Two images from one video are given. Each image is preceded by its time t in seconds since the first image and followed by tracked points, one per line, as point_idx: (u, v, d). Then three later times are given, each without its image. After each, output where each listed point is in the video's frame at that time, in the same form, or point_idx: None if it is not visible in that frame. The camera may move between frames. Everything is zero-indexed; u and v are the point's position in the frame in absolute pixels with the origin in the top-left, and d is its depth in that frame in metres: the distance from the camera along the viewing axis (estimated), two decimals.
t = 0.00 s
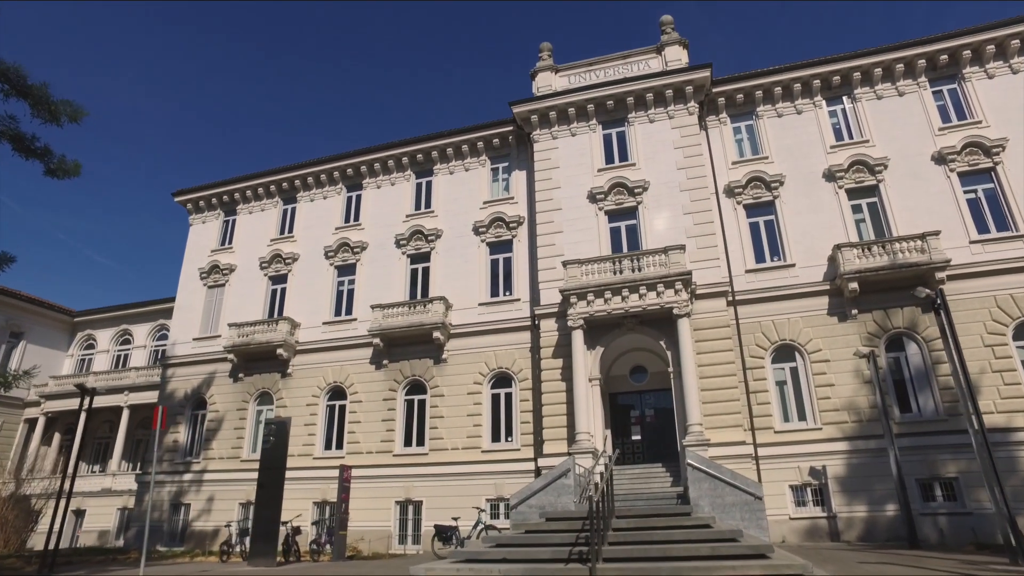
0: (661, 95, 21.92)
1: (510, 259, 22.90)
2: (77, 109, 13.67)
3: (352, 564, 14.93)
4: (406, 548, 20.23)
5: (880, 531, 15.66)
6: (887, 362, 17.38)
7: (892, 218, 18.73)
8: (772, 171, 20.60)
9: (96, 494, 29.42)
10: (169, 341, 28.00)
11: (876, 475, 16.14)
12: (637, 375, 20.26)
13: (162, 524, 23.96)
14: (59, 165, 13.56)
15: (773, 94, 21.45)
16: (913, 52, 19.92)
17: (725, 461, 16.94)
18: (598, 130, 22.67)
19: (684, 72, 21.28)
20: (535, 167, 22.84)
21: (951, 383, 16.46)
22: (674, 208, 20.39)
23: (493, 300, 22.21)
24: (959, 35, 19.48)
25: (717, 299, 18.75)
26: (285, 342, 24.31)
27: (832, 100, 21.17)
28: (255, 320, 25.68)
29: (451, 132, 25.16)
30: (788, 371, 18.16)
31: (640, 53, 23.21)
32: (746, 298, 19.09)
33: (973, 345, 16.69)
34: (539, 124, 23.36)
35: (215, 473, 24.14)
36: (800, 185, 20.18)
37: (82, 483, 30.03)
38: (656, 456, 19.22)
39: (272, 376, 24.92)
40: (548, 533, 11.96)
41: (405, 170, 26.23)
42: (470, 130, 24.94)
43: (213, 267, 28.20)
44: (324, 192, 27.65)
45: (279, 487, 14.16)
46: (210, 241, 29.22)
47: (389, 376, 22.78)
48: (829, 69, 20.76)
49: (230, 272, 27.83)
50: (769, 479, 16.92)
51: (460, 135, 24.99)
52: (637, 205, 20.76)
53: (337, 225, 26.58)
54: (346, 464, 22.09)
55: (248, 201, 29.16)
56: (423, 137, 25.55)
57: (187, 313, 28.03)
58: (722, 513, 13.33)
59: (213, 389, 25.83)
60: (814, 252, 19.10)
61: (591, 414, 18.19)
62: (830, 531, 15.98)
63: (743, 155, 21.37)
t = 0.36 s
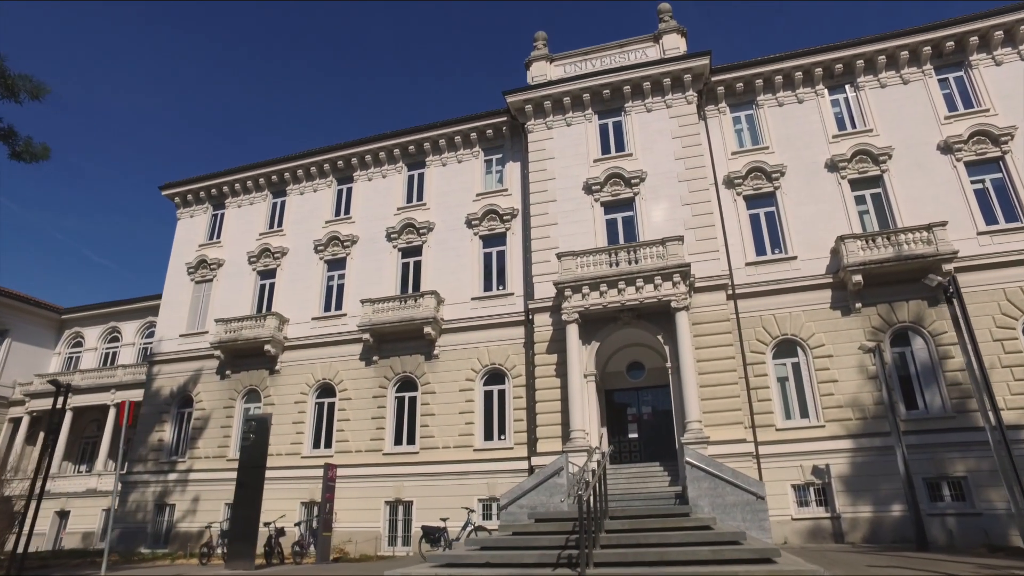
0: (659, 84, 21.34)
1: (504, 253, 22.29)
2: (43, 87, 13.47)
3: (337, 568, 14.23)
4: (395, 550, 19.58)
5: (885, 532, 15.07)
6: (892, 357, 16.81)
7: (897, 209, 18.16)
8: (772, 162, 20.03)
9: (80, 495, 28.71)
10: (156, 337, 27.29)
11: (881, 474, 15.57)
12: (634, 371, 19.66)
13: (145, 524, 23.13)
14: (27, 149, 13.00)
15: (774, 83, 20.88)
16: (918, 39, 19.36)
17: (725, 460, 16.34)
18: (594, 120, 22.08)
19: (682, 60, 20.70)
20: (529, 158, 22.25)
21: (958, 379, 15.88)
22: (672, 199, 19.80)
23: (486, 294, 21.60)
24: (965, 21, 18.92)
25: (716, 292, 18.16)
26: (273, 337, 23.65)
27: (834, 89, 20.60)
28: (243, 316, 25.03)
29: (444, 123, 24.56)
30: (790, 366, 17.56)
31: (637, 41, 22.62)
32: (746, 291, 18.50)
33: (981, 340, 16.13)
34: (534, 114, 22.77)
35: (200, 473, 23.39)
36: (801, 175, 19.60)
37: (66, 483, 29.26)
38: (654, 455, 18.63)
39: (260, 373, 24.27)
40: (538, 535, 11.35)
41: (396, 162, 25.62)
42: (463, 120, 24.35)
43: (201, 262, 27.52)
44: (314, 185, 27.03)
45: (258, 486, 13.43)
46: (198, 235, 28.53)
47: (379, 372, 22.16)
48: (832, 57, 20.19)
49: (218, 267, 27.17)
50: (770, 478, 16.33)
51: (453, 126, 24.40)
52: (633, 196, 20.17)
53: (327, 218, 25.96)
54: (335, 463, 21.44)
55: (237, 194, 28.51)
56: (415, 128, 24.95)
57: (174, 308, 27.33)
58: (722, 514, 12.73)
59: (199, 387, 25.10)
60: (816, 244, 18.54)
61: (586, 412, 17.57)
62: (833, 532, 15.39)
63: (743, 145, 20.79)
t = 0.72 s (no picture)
0: (655, 72, 20.75)
1: (494, 246, 21.66)
2: None
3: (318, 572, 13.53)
4: (381, 552, 18.92)
5: (888, 534, 14.49)
6: (895, 353, 16.26)
7: (899, 200, 17.60)
8: (771, 152, 19.45)
9: (60, 496, 27.89)
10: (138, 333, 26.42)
11: (883, 473, 15.01)
12: (629, 368, 19.05)
13: (124, 526, 22.33)
14: None
15: (772, 72, 20.30)
16: (921, 26, 18.81)
17: (722, 459, 15.75)
18: (588, 110, 21.46)
19: (679, 48, 20.11)
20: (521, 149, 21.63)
21: (963, 375, 15.34)
22: (668, 190, 19.21)
23: (476, 288, 20.96)
24: (970, 8, 18.37)
25: (713, 286, 17.58)
26: (257, 333, 22.95)
27: (835, 78, 20.04)
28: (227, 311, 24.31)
29: (434, 113, 23.92)
30: (789, 363, 16.99)
31: (632, 30, 22.02)
32: (744, 285, 17.92)
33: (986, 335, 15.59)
34: (526, 104, 22.16)
35: (181, 473, 22.56)
36: (801, 166, 19.04)
37: (46, 484, 28.42)
38: (648, 454, 18.03)
39: (244, 369, 23.56)
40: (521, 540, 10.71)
41: (386, 154, 24.96)
42: (454, 111, 23.72)
43: (184, 256, 26.74)
44: (301, 177, 26.34)
45: (233, 486, 12.64)
46: (182, 229, 27.76)
47: (366, 369, 21.50)
48: (833, 45, 19.62)
49: (202, 261, 26.41)
50: (769, 478, 15.75)
51: (443, 116, 23.75)
52: (628, 187, 19.57)
53: (314, 211, 25.28)
54: (320, 462, 20.75)
55: (222, 187, 27.77)
56: (405, 118, 24.31)
57: (157, 304, 26.53)
58: (720, 515, 12.12)
59: (182, 384, 24.28)
60: (816, 237, 17.98)
61: (579, 409, 16.95)
62: (835, 534, 14.80)
63: (741, 135, 20.22)
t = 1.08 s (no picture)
0: (651, 59, 20.14)
1: (486, 238, 21.02)
2: None
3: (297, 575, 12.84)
4: (367, 554, 18.25)
5: (893, 535, 13.90)
6: (899, 348, 15.67)
7: (903, 190, 17.02)
8: (770, 141, 18.86)
9: (40, 496, 27.10)
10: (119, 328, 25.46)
11: (888, 472, 14.42)
12: (624, 363, 18.43)
13: (102, 527, 21.55)
14: None
15: (772, 59, 19.72)
16: (926, 11, 18.24)
17: (720, 457, 15.14)
18: (582, 98, 20.83)
19: (675, 34, 19.51)
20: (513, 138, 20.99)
21: (970, 370, 14.77)
22: (664, 179, 18.59)
23: (467, 281, 20.31)
24: None
25: (710, 278, 16.98)
26: (241, 328, 22.25)
27: (836, 66, 19.45)
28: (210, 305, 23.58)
29: (424, 102, 23.27)
30: (789, 357, 16.39)
31: (627, 16, 21.41)
32: (742, 278, 17.32)
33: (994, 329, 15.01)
34: (518, 92, 21.51)
35: (162, 472, 21.71)
36: (801, 156, 18.45)
37: (25, 484, 27.63)
38: (643, 453, 17.41)
39: (228, 365, 22.84)
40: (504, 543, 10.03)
41: (375, 144, 24.29)
42: (445, 100, 23.08)
43: (168, 249, 25.91)
44: (288, 168, 25.64)
45: (205, 486, 11.94)
46: (167, 222, 26.91)
47: (353, 365, 20.83)
48: (834, 31, 19.03)
49: (187, 255, 25.62)
50: (769, 478, 15.13)
51: (434, 105, 23.11)
52: (623, 177, 18.94)
53: (301, 203, 24.59)
54: (305, 461, 20.07)
55: (208, 178, 27.00)
56: (394, 108, 23.66)
57: (139, 297, 25.59)
58: (718, 516, 11.52)
59: (164, 380, 23.33)
60: (817, 228, 17.40)
61: (571, 405, 16.31)
62: (838, 535, 14.20)
63: (739, 124, 19.62)
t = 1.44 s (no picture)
0: (647, 45, 19.52)
1: (477, 230, 20.38)
2: None
3: None
4: (353, 556, 17.58)
5: (900, 537, 13.29)
6: (905, 342, 15.05)
7: (908, 179, 16.42)
8: (771, 129, 18.25)
9: (19, 498, 26.34)
10: (101, 324, 24.61)
11: (894, 471, 13.81)
12: (619, 359, 17.79)
13: (80, 529, 20.83)
14: None
15: (772, 45, 19.11)
16: None
17: (719, 456, 14.52)
18: (576, 85, 20.19)
19: (673, 19, 18.88)
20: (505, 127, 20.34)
21: (980, 365, 14.17)
22: (661, 168, 17.96)
23: (457, 274, 19.66)
24: None
25: (709, 270, 16.37)
26: (225, 322, 21.54)
27: (838, 52, 18.85)
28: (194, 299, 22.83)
29: (415, 91, 22.61)
30: (791, 352, 15.78)
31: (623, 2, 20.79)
32: (742, 270, 16.69)
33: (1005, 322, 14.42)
34: (511, 80, 20.87)
35: (142, 472, 20.97)
36: (802, 144, 17.84)
37: (5, 485, 26.88)
38: (639, 452, 16.78)
39: (211, 361, 22.10)
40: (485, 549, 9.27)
41: (364, 134, 23.63)
42: (435, 88, 22.43)
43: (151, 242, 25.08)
44: (275, 159, 24.94)
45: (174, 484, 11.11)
46: (150, 215, 26.06)
47: (340, 361, 20.15)
48: (836, 16, 18.41)
49: (171, 248, 24.80)
50: (770, 477, 14.50)
51: (424, 93, 22.46)
52: (618, 165, 18.31)
53: (288, 194, 23.90)
54: (290, 460, 19.38)
55: (193, 170, 26.19)
56: (384, 97, 23.00)
57: (120, 292, 24.83)
58: (719, 518, 10.83)
59: (145, 377, 22.61)
60: (820, 218, 16.79)
61: (564, 401, 15.65)
62: (842, 537, 13.57)
63: (738, 112, 19.00)
